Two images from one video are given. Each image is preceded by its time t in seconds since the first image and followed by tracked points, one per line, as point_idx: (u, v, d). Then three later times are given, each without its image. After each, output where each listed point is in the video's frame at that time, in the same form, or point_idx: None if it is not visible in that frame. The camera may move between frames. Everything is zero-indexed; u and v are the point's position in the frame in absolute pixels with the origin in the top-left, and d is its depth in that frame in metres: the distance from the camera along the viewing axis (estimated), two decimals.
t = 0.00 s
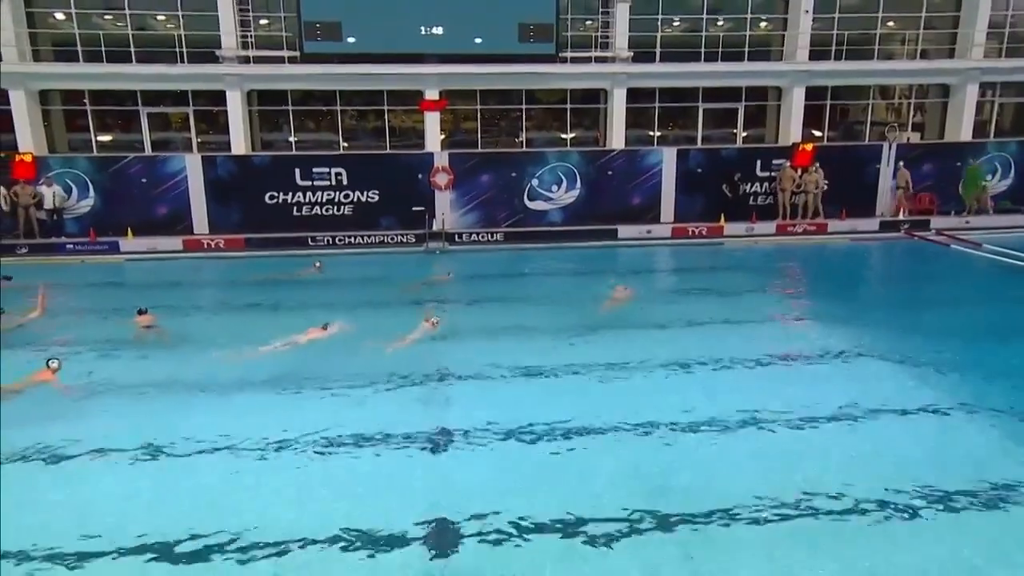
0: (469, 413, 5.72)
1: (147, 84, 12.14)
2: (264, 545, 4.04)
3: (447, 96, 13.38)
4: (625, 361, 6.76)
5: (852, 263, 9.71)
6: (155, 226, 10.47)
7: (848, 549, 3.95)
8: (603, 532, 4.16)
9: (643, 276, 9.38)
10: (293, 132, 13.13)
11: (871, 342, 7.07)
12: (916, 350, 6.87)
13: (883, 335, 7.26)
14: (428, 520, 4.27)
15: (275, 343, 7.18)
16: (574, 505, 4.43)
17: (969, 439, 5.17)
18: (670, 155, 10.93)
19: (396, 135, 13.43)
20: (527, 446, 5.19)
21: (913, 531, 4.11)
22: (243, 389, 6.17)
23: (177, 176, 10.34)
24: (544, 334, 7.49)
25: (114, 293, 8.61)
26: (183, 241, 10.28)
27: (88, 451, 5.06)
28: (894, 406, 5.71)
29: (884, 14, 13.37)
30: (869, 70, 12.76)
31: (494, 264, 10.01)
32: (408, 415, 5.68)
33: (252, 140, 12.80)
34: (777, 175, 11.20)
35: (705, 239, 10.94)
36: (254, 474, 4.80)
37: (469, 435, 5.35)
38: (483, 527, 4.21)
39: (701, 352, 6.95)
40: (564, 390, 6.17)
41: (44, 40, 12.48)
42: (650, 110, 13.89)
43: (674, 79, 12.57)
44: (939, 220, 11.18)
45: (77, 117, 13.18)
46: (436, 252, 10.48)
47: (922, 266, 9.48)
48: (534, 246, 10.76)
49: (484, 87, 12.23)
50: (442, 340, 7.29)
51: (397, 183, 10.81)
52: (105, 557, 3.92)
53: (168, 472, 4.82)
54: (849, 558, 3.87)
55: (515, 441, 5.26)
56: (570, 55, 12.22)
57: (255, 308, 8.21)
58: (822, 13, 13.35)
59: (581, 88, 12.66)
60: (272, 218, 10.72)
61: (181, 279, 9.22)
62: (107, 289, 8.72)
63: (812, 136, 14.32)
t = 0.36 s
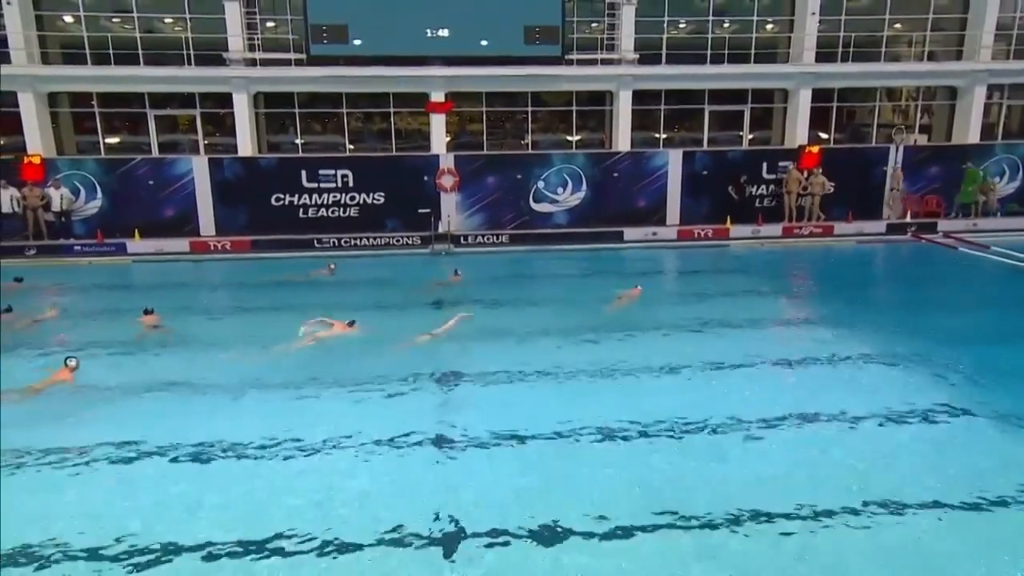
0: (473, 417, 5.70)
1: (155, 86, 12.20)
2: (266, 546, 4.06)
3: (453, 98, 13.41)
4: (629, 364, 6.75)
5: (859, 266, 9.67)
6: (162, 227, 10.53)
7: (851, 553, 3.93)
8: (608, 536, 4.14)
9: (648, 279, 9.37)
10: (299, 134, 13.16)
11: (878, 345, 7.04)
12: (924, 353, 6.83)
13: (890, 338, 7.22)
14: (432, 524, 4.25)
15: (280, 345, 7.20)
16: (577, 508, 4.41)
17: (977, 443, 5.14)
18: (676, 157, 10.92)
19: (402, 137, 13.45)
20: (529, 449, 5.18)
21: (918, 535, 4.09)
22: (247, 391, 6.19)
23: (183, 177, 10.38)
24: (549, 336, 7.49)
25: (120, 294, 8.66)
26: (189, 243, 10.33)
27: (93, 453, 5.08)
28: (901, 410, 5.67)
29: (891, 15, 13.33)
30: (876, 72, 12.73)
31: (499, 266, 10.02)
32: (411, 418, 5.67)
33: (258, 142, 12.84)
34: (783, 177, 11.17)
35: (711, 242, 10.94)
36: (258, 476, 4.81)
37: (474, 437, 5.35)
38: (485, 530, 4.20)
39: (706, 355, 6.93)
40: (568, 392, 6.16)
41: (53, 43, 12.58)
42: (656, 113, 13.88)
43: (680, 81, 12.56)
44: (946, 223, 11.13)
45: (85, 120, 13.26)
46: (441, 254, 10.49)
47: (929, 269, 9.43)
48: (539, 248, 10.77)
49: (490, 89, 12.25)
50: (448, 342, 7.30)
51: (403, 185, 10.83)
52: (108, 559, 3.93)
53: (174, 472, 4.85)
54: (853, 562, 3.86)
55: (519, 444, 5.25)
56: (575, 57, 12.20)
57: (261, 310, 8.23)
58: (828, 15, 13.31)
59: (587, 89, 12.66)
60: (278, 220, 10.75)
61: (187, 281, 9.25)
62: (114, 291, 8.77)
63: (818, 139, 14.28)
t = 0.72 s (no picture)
0: (477, 419, 5.70)
1: (162, 88, 12.26)
2: (271, 548, 4.06)
3: (458, 100, 13.44)
4: (633, 366, 6.74)
5: (866, 268, 9.64)
6: (169, 229, 10.57)
7: (857, 558, 3.92)
8: (613, 539, 4.14)
9: (654, 281, 9.37)
10: (305, 136, 13.21)
11: (884, 348, 7.02)
12: (931, 356, 6.80)
13: (897, 340, 7.20)
14: (437, 526, 4.26)
15: (286, 347, 7.22)
16: (581, 510, 4.41)
17: (984, 447, 5.12)
18: (681, 159, 10.90)
19: (407, 139, 13.48)
20: (533, 451, 5.18)
21: (925, 538, 4.08)
22: (253, 392, 6.21)
23: (190, 180, 10.42)
24: (554, 338, 7.49)
25: (128, 295, 8.70)
26: (196, 245, 10.38)
27: (100, 454, 5.10)
28: (907, 413, 5.66)
29: (899, 17, 13.29)
30: (882, 74, 12.71)
31: (504, 268, 10.02)
32: (415, 419, 5.68)
33: (265, 144, 12.90)
34: (789, 179, 11.14)
35: (716, 244, 10.93)
36: (265, 477, 4.82)
37: (478, 439, 5.35)
38: (490, 533, 4.20)
39: (710, 357, 6.92)
40: (572, 394, 6.16)
41: (61, 46, 12.66)
42: (661, 115, 13.88)
43: (687, 83, 12.56)
44: (954, 225, 11.09)
45: (92, 122, 13.34)
46: (446, 256, 10.51)
47: (936, 272, 9.40)
48: (545, 250, 10.78)
49: (496, 91, 12.27)
50: (453, 343, 7.31)
51: (408, 187, 10.85)
52: (116, 559, 3.95)
53: (180, 474, 4.86)
54: (859, 565, 3.85)
55: (525, 446, 5.25)
56: (581, 59, 12.22)
57: (267, 312, 8.25)
58: (835, 17, 13.26)
59: (592, 92, 12.68)
60: (284, 222, 10.78)
61: (194, 283, 9.29)
62: (121, 293, 8.81)
63: (824, 141, 14.25)
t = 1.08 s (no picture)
0: (482, 420, 5.71)
1: (170, 90, 12.32)
2: (277, 549, 4.07)
3: (464, 102, 13.46)
4: (639, 368, 6.73)
5: (874, 270, 9.61)
6: (177, 231, 10.62)
7: (867, 563, 3.89)
8: (618, 541, 4.14)
9: (660, 283, 9.36)
10: (312, 138, 13.28)
11: (892, 350, 7.00)
12: (938, 358, 6.78)
13: (904, 343, 7.17)
14: (443, 528, 4.26)
15: (293, 347, 7.25)
16: (587, 513, 4.41)
17: (993, 450, 5.09)
18: (687, 161, 10.89)
19: (414, 141, 13.51)
20: (539, 452, 5.18)
21: (933, 543, 4.06)
22: (260, 393, 6.23)
23: (197, 181, 10.47)
24: (560, 339, 7.49)
25: (136, 296, 8.73)
26: (203, 246, 10.40)
27: (108, 455, 5.13)
28: (914, 416, 5.64)
29: (906, 19, 13.26)
30: (890, 75, 12.65)
31: (510, 269, 10.03)
32: (421, 421, 5.69)
33: (271, 146, 12.95)
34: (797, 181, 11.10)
35: (723, 246, 10.91)
36: (271, 478, 4.84)
37: (483, 441, 5.35)
38: (496, 534, 4.20)
39: (716, 359, 6.91)
40: (578, 396, 6.15)
41: (70, 48, 12.74)
42: (667, 116, 13.87)
43: (693, 85, 12.55)
44: (963, 227, 11.05)
45: (101, 123, 13.42)
46: (452, 258, 10.52)
47: (944, 274, 9.35)
48: (551, 252, 10.78)
49: (502, 93, 12.29)
50: (459, 345, 7.32)
51: (414, 189, 10.87)
52: (124, 559, 3.97)
53: (188, 475, 4.87)
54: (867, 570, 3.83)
55: (533, 447, 5.25)
56: (587, 61, 12.23)
57: (273, 313, 8.28)
58: (842, 18, 13.22)
59: (598, 93, 12.68)
60: (291, 223, 10.81)
61: (201, 284, 9.33)
62: (129, 293, 8.85)
63: (831, 142, 14.20)
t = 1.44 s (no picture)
0: (488, 421, 5.71)
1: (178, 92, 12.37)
2: (284, 549, 4.07)
3: (471, 104, 13.48)
4: (645, 370, 6.72)
5: (882, 272, 9.57)
6: (185, 231, 10.66)
7: (876, 564, 3.88)
8: (625, 543, 4.12)
9: (667, 284, 9.35)
10: (319, 139, 13.32)
11: (901, 352, 6.96)
12: (947, 360, 6.75)
13: (913, 345, 7.15)
14: (449, 529, 4.26)
15: (300, 348, 7.27)
16: (593, 514, 4.40)
17: (1002, 452, 5.07)
18: (694, 163, 10.88)
19: (420, 142, 13.54)
20: (545, 453, 5.18)
21: (942, 544, 4.04)
22: (268, 393, 6.25)
23: (205, 182, 10.52)
24: (567, 341, 7.50)
25: (144, 297, 8.77)
26: (210, 247, 10.44)
27: (118, 454, 5.15)
28: (923, 418, 5.61)
29: (914, 20, 13.23)
30: (898, 77, 12.60)
31: (517, 271, 10.03)
32: (428, 422, 5.69)
33: (279, 147, 13.01)
34: (804, 182, 11.07)
35: (730, 248, 10.89)
36: (279, 478, 4.85)
37: (489, 442, 5.35)
38: (502, 536, 4.20)
39: (723, 361, 6.89)
40: (584, 398, 6.15)
41: (80, 50, 12.81)
42: (674, 118, 13.87)
43: (700, 86, 12.54)
44: (971, 229, 11.02)
45: (110, 125, 13.50)
46: (459, 259, 10.53)
47: (953, 276, 9.31)
48: (557, 254, 10.78)
49: (508, 94, 12.31)
50: (466, 346, 7.33)
51: (421, 190, 10.88)
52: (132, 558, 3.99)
53: (195, 473, 4.90)
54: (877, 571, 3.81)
55: (538, 447, 5.26)
56: (594, 62, 12.25)
57: (280, 313, 8.31)
58: (849, 19, 13.18)
59: (605, 95, 12.68)
60: (297, 224, 10.84)
61: (209, 284, 9.36)
62: (137, 294, 8.89)
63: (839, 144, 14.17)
